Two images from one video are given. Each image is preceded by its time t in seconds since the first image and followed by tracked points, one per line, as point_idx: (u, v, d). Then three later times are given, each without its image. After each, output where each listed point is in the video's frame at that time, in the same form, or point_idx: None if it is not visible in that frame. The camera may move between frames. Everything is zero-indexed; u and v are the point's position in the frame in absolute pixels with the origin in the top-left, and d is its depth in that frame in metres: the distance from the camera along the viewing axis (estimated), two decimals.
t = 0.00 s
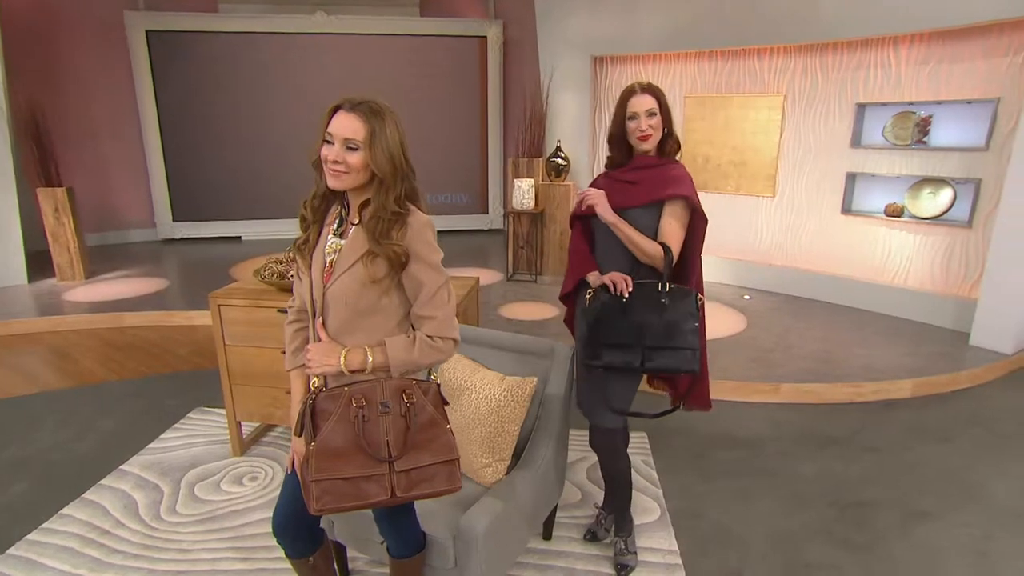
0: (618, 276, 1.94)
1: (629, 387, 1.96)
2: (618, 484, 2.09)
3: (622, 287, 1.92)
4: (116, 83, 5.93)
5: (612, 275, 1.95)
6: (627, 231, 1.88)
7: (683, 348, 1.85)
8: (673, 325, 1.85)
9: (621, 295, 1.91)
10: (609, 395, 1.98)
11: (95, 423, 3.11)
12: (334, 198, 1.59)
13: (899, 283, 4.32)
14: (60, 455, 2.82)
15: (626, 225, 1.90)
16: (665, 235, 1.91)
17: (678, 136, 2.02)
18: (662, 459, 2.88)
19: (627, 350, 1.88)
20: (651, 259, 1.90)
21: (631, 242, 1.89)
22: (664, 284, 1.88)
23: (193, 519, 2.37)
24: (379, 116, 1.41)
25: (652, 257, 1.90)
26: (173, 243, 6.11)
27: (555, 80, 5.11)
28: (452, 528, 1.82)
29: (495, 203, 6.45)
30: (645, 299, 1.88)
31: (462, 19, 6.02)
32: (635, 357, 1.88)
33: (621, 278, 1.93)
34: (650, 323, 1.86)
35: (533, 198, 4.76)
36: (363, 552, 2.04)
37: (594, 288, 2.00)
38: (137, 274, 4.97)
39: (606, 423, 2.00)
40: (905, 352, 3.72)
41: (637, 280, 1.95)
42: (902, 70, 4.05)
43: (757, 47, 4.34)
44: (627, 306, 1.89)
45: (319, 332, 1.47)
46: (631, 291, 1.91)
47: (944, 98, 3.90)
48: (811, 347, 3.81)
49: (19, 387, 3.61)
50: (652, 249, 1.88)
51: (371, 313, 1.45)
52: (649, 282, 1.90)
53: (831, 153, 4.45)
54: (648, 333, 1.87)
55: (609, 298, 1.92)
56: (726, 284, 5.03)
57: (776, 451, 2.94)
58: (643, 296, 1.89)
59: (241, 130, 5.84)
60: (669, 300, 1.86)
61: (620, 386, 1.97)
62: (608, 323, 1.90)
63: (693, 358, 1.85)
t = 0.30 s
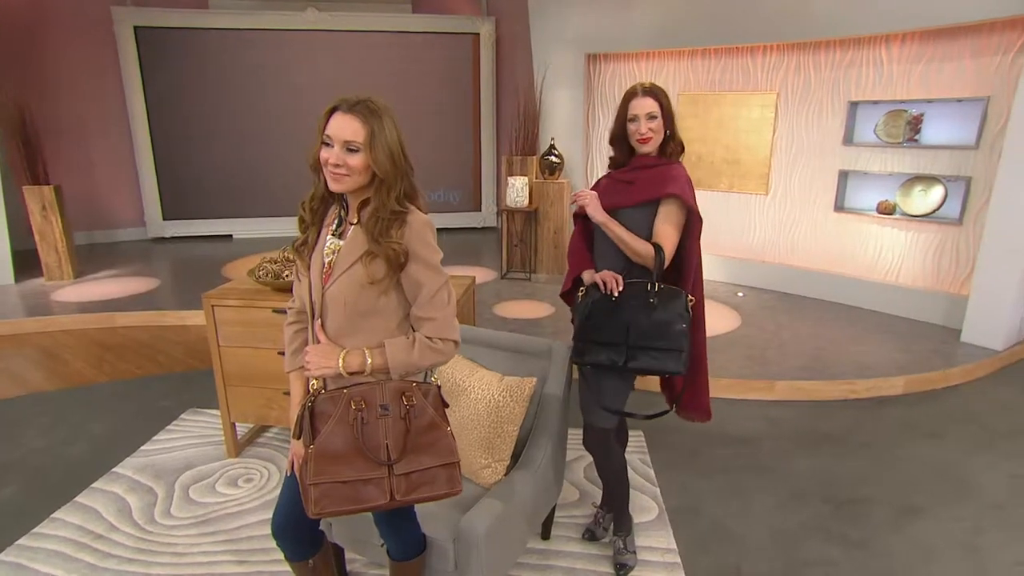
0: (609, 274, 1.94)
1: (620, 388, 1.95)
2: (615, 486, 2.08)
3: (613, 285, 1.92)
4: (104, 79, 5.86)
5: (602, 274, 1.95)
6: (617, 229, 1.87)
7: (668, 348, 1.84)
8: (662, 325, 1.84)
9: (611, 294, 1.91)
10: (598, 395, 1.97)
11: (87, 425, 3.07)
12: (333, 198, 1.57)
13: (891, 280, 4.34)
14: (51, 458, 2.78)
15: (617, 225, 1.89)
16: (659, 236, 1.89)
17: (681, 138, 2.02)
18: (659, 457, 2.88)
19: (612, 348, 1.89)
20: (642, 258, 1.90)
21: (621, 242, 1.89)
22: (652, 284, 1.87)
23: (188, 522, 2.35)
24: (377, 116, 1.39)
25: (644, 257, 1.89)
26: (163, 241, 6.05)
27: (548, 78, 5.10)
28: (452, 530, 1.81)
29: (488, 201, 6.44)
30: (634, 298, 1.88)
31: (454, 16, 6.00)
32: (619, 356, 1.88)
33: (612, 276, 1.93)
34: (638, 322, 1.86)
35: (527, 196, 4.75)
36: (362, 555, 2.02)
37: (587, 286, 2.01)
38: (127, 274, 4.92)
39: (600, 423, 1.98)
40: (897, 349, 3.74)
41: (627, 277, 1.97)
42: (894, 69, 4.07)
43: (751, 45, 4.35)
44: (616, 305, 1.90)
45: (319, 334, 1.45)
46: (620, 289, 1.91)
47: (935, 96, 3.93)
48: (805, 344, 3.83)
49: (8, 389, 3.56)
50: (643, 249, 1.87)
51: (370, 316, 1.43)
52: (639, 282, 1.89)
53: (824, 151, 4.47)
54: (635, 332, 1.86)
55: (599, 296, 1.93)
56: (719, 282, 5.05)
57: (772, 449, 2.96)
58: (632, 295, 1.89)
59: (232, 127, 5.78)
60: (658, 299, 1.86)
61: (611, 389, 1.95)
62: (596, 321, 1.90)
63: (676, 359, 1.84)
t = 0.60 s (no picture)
0: (607, 275, 1.93)
1: (619, 389, 1.94)
2: (612, 486, 2.07)
3: (611, 286, 1.92)
4: (90, 78, 5.78)
5: (599, 274, 1.94)
6: (613, 229, 1.86)
7: (666, 348, 1.84)
8: (659, 325, 1.84)
9: (609, 294, 1.91)
10: (596, 396, 1.96)
11: (76, 429, 3.03)
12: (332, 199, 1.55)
13: (881, 279, 4.38)
14: (39, 463, 2.74)
15: (613, 225, 1.89)
16: (656, 236, 1.89)
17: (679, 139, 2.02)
18: (654, 457, 2.88)
19: (609, 349, 1.88)
20: (639, 259, 1.89)
21: (618, 242, 1.88)
22: (650, 284, 1.87)
23: (180, 527, 2.31)
24: (378, 116, 1.37)
25: (640, 257, 1.89)
26: (151, 242, 5.99)
27: (540, 77, 5.09)
28: (451, 534, 1.80)
29: (479, 201, 6.43)
30: (632, 298, 1.88)
31: (445, 15, 5.98)
32: (618, 356, 1.87)
33: (608, 276, 1.92)
34: (636, 323, 1.85)
35: (519, 196, 4.74)
36: (359, 559, 2.01)
37: (586, 285, 2.00)
38: (114, 275, 4.85)
39: (597, 423, 1.97)
40: (888, 347, 3.77)
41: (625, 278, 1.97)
42: (884, 69, 4.10)
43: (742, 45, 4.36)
44: (614, 306, 1.89)
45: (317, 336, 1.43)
46: (619, 289, 1.91)
47: (924, 96, 3.96)
48: (797, 343, 3.84)
49: None
50: (640, 249, 1.87)
51: (369, 318, 1.42)
52: (637, 282, 1.89)
53: (814, 151, 4.50)
54: (633, 332, 1.86)
55: (597, 297, 1.92)
56: (711, 281, 5.07)
57: (767, 447, 2.97)
58: (629, 295, 1.89)
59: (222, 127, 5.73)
60: (656, 300, 1.86)
61: (610, 390, 1.95)
62: (593, 321, 1.90)
63: (674, 359, 1.84)
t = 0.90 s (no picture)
0: (607, 274, 1.92)
1: (623, 386, 1.94)
2: (613, 484, 2.07)
3: (611, 284, 1.90)
4: (74, 77, 5.69)
5: (599, 273, 1.93)
6: (607, 231, 1.87)
7: (669, 345, 1.84)
8: (661, 323, 1.84)
9: (609, 293, 1.89)
10: (600, 394, 1.96)
11: (64, 433, 2.98)
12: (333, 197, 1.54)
13: (871, 277, 4.41)
14: (27, 468, 2.69)
15: (607, 226, 1.89)
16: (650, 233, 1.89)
17: (671, 140, 2.01)
18: (650, 456, 2.88)
19: (610, 348, 1.88)
20: (636, 257, 1.88)
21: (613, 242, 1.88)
22: (650, 282, 1.86)
23: (173, 531, 2.28)
24: (382, 114, 1.36)
25: (635, 254, 1.88)
26: (138, 243, 5.91)
27: (531, 77, 5.08)
28: (451, 534, 1.80)
29: (470, 200, 6.41)
30: (632, 297, 1.87)
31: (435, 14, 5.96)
32: (621, 354, 1.87)
33: (608, 276, 1.92)
34: (638, 321, 1.85)
35: (511, 195, 4.74)
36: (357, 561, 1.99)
37: (586, 285, 2.00)
38: (100, 276, 4.78)
39: (602, 421, 1.97)
40: (879, 344, 3.80)
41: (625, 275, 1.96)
42: (873, 69, 4.13)
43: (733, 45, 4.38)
44: (615, 304, 1.88)
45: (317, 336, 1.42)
46: (619, 288, 1.89)
47: (912, 95, 3.99)
48: (790, 341, 3.86)
49: None
50: (633, 246, 1.86)
51: (369, 318, 1.40)
52: (637, 280, 1.88)
53: (804, 150, 4.53)
54: (634, 331, 1.86)
55: (598, 296, 1.91)
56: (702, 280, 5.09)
57: (762, 445, 2.97)
58: (630, 294, 1.88)
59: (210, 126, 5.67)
60: (657, 297, 1.85)
61: (614, 387, 1.94)
62: (594, 321, 1.89)
63: (677, 355, 1.84)
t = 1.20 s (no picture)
0: (604, 273, 1.91)
1: (622, 386, 1.93)
2: (613, 484, 2.06)
3: (611, 283, 1.89)
4: (59, 75, 5.61)
5: (598, 273, 1.92)
6: (603, 230, 1.87)
7: (669, 343, 1.84)
8: (660, 321, 1.84)
9: (609, 292, 1.88)
10: (599, 393, 1.95)
11: (53, 437, 2.93)
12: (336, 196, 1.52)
13: (861, 275, 4.44)
14: (15, 473, 2.64)
15: (604, 226, 1.89)
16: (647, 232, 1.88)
17: (667, 137, 2.00)
18: (647, 455, 2.88)
19: (609, 347, 1.87)
20: (634, 255, 1.88)
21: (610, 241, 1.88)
22: (648, 280, 1.85)
23: (167, 536, 2.24)
24: (386, 112, 1.34)
25: (632, 252, 1.88)
26: (126, 243, 5.84)
27: (523, 75, 5.07)
28: (452, 535, 1.78)
29: (462, 200, 6.39)
30: (631, 296, 1.87)
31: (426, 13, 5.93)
32: (620, 354, 1.86)
33: (608, 275, 1.89)
34: (637, 320, 1.84)
35: (504, 195, 4.72)
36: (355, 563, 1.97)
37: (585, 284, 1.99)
38: (87, 277, 4.72)
39: (602, 421, 1.96)
40: (871, 342, 3.82)
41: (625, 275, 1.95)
42: (863, 69, 4.16)
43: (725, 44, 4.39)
44: (614, 304, 1.87)
45: (319, 336, 1.40)
46: (618, 288, 1.88)
47: (901, 95, 4.03)
48: (783, 339, 3.88)
49: None
50: (629, 245, 1.86)
51: (373, 317, 1.38)
52: (636, 279, 1.87)
53: (796, 149, 4.56)
54: (634, 330, 1.85)
55: (597, 296, 1.89)
56: (695, 278, 5.10)
57: (757, 443, 2.98)
58: (629, 293, 1.87)
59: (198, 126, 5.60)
60: (655, 296, 1.85)
61: (614, 387, 1.94)
62: (594, 321, 1.87)
63: (676, 354, 1.84)
